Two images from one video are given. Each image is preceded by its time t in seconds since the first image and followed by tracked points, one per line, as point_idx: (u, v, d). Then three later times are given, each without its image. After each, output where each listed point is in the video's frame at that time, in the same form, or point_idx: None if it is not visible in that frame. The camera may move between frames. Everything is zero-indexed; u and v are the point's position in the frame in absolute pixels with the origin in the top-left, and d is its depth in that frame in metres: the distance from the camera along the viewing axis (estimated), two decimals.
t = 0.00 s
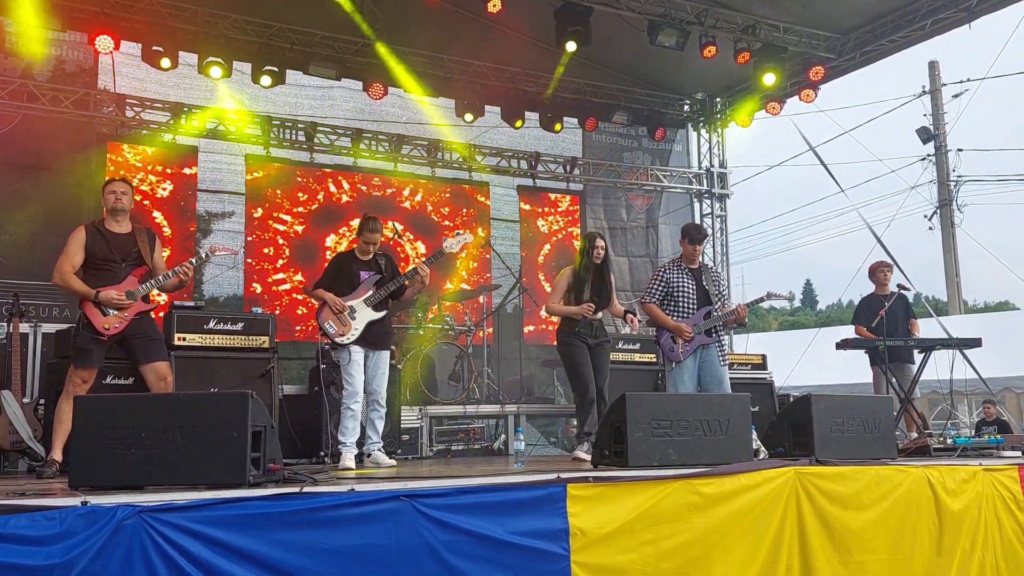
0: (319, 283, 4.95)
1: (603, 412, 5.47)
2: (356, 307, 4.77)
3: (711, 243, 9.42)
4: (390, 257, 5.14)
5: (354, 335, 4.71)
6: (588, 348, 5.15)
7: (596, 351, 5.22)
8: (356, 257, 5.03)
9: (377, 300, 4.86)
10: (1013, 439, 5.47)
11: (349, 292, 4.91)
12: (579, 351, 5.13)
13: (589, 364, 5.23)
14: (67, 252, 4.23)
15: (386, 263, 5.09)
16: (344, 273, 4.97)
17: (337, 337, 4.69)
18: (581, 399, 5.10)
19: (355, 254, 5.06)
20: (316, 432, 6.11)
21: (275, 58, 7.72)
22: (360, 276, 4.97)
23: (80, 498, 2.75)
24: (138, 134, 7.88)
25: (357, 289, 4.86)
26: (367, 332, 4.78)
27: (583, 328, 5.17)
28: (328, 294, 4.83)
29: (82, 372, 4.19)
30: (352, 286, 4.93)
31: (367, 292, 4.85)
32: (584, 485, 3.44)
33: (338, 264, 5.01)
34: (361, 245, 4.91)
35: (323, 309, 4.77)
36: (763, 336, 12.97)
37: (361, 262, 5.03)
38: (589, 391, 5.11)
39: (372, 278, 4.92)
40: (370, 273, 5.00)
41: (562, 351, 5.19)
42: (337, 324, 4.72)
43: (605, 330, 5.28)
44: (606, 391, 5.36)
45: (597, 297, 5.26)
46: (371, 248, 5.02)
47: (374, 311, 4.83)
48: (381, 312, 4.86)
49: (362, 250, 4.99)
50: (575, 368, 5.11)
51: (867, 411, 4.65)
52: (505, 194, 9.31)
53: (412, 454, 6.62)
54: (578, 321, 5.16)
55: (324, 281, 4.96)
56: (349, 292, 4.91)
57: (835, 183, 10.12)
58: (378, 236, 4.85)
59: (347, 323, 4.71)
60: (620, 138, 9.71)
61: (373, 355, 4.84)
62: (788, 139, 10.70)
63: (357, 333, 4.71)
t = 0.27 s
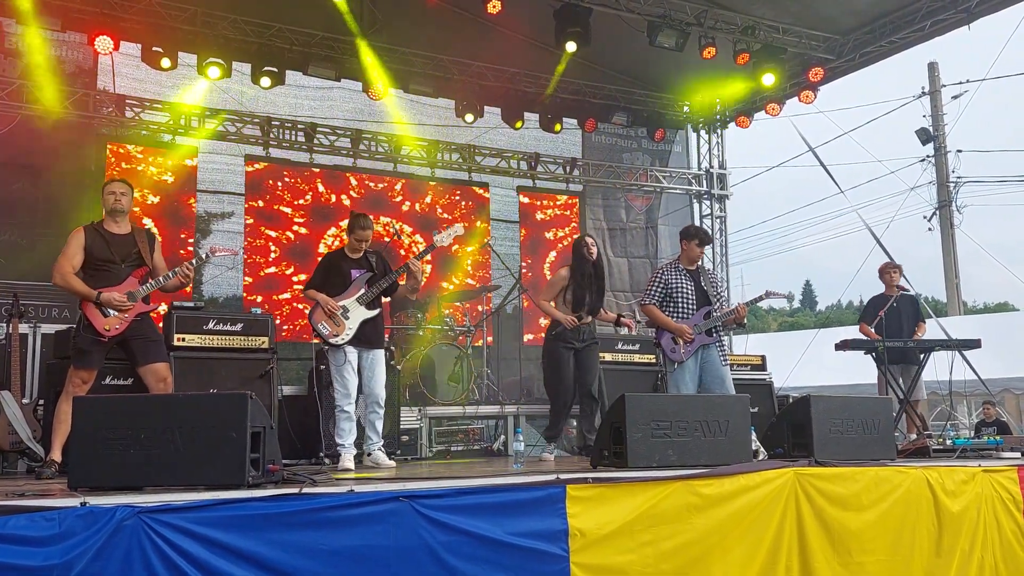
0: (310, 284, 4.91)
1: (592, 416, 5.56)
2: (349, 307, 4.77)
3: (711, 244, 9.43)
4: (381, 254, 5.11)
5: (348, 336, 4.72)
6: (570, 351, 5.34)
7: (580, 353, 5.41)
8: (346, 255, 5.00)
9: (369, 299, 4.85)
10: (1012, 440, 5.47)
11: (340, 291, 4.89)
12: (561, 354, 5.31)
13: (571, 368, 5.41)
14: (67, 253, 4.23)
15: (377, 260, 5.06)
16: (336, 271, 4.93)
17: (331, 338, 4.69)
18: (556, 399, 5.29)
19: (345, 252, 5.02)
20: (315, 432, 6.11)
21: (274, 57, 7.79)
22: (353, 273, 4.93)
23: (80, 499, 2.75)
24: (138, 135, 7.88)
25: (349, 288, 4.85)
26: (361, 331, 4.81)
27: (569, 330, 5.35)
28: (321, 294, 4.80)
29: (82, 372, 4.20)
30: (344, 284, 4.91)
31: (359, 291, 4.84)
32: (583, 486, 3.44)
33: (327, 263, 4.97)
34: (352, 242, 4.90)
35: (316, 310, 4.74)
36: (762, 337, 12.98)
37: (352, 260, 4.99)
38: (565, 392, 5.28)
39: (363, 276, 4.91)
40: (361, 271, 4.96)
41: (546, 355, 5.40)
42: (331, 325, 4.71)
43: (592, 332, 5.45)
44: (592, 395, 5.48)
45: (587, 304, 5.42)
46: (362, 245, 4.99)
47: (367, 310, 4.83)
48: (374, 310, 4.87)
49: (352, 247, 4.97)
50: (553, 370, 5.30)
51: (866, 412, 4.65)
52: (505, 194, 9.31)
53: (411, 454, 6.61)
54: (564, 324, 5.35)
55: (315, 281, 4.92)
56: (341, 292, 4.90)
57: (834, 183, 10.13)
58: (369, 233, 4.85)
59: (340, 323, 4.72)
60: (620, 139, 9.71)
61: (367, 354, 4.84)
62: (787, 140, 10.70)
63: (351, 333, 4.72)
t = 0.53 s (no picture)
0: (303, 284, 4.91)
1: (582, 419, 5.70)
2: (344, 305, 4.76)
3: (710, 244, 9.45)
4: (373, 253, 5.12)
5: (343, 335, 4.71)
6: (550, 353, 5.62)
7: (564, 354, 5.67)
8: (338, 254, 5.01)
9: (364, 297, 4.84)
10: (1011, 439, 5.48)
11: (335, 291, 4.88)
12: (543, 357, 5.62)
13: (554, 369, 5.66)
14: (66, 252, 4.24)
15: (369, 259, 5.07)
16: (328, 271, 4.92)
17: (326, 338, 4.68)
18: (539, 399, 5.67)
19: (337, 252, 5.02)
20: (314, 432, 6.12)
21: (272, 57, 7.79)
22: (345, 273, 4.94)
23: (77, 498, 2.74)
24: (137, 134, 7.88)
25: (342, 288, 4.84)
26: (358, 330, 4.80)
27: (547, 329, 5.67)
28: (314, 293, 4.79)
29: (81, 371, 4.22)
30: (337, 285, 4.90)
31: (353, 289, 4.83)
32: (581, 485, 3.44)
33: (320, 263, 4.94)
34: (345, 241, 4.91)
35: (310, 310, 4.74)
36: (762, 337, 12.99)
37: (343, 259, 5.00)
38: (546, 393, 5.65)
39: (356, 275, 4.91)
40: (354, 269, 4.97)
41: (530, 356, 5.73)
42: (325, 324, 4.71)
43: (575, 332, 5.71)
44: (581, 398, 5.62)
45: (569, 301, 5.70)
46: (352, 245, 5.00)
47: (361, 309, 4.83)
48: (368, 309, 4.87)
49: (343, 246, 4.97)
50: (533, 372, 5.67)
51: (865, 411, 4.65)
52: (504, 194, 9.31)
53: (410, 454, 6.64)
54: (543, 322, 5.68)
55: (308, 281, 4.92)
56: (335, 291, 4.89)
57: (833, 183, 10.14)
58: (361, 235, 4.89)
59: (336, 323, 4.71)
60: (619, 139, 9.71)
61: (365, 351, 4.85)
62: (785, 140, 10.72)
63: (346, 332, 4.72)
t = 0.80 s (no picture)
0: (303, 283, 4.90)
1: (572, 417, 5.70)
2: (343, 304, 4.76)
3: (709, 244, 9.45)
4: (371, 252, 5.11)
5: (343, 334, 4.71)
6: (545, 349, 5.57)
7: (556, 351, 5.63)
8: (336, 253, 5.00)
9: (364, 295, 4.83)
10: (1010, 439, 5.48)
11: (334, 289, 4.87)
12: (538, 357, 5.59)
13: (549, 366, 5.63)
14: (65, 251, 4.23)
15: (368, 257, 5.05)
16: (325, 271, 4.91)
17: (326, 337, 4.69)
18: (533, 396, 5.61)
19: (335, 250, 5.01)
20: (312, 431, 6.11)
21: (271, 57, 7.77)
22: (343, 272, 4.92)
23: (75, 498, 2.74)
24: (136, 134, 7.88)
25: (341, 286, 4.82)
26: (357, 330, 4.80)
27: (541, 326, 5.63)
28: (313, 293, 4.79)
29: (79, 371, 4.21)
30: (336, 283, 4.89)
31: (353, 287, 4.81)
32: (581, 485, 3.43)
33: (319, 263, 4.95)
34: (343, 238, 4.90)
35: (309, 310, 4.75)
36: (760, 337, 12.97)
37: (341, 257, 4.98)
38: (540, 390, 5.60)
39: (355, 273, 4.88)
40: (353, 268, 4.95)
41: (523, 354, 5.67)
42: (325, 324, 4.72)
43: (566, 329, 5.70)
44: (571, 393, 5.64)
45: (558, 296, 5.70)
46: (351, 243, 5.00)
47: (361, 307, 4.81)
48: (369, 306, 4.85)
49: (342, 244, 4.96)
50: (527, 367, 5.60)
51: (863, 411, 4.65)
52: (503, 194, 9.29)
53: (409, 454, 6.73)
54: (538, 320, 5.63)
55: (308, 280, 4.92)
56: (334, 289, 4.88)
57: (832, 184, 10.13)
58: (361, 233, 4.91)
59: (335, 322, 4.71)
60: (618, 139, 9.71)
61: (364, 351, 4.84)
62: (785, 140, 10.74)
63: (346, 331, 4.72)
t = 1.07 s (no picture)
0: (303, 281, 4.91)
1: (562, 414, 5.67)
2: (343, 300, 4.74)
3: (707, 243, 9.45)
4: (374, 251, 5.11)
5: (343, 329, 4.69)
6: (539, 347, 5.58)
7: (549, 349, 5.63)
8: (336, 251, 5.01)
9: (364, 292, 4.82)
10: (1007, 439, 5.49)
11: (334, 286, 4.87)
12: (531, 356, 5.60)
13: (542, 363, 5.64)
14: (61, 249, 4.22)
15: (369, 256, 5.05)
16: (327, 268, 4.93)
17: (326, 332, 4.66)
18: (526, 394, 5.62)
19: (336, 249, 5.02)
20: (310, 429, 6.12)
21: (269, 56, 7.77)
22: (343, 269, 4.94)
23: (72, 496, 2.74)
24: (133, 132, 7.87)
25: (342, 283, 4.82)
26: (356, 328, 4.79)
27: (535, 326, 5.62)
28: (313, 290, 4.79)
29: (76, 369, 4.19)
30: (337, 278, 4.90)
31: (353, 284, 4.81)
32: (578, 484, 3.42)
33: (319, 261, 4.96)
34: (344, 235, 4.90)
35: (310, 305, 4.74)
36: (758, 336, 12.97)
37: (342, 255, 5.00)
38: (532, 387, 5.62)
39: (356, 270, 4.87)
40: (354, 266, 4.96)
41: (518, 353, 5.68)
42: (325, 319, 4.69)
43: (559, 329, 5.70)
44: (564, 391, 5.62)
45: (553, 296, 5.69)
46: (353, 241, 5.02)
47: (361, 303, 4.80)
48: (369, 303, 4.84)
49: (344, 241, 4.97)
50: (520, 365, 5.61)
51: (861, 411, 4.66)
52: (501, 193, 9.28)
53: (405, 452, 6.74)
54: (532, 320, 5.61)
55: (309, 277, 4.92)
56: (335, 286, 4.88)
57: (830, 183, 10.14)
58: (363, 227, 4.90)
59: (335, 317, 4.69)
60: (616, 139, 9.70)
61: (364, 350, 4.84)
62: (783, 140, 10.74)
63: (346, 327, 4.70)
